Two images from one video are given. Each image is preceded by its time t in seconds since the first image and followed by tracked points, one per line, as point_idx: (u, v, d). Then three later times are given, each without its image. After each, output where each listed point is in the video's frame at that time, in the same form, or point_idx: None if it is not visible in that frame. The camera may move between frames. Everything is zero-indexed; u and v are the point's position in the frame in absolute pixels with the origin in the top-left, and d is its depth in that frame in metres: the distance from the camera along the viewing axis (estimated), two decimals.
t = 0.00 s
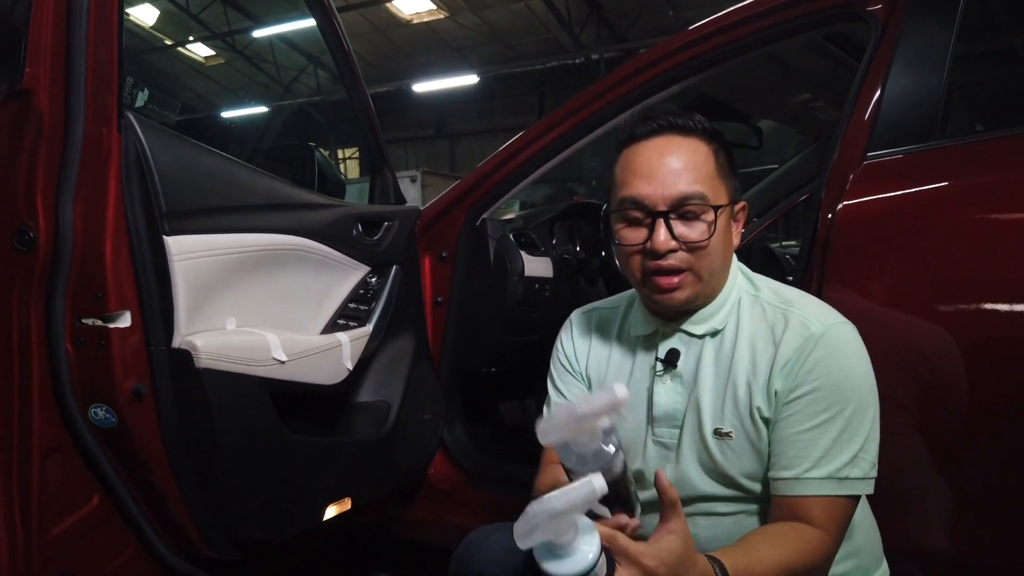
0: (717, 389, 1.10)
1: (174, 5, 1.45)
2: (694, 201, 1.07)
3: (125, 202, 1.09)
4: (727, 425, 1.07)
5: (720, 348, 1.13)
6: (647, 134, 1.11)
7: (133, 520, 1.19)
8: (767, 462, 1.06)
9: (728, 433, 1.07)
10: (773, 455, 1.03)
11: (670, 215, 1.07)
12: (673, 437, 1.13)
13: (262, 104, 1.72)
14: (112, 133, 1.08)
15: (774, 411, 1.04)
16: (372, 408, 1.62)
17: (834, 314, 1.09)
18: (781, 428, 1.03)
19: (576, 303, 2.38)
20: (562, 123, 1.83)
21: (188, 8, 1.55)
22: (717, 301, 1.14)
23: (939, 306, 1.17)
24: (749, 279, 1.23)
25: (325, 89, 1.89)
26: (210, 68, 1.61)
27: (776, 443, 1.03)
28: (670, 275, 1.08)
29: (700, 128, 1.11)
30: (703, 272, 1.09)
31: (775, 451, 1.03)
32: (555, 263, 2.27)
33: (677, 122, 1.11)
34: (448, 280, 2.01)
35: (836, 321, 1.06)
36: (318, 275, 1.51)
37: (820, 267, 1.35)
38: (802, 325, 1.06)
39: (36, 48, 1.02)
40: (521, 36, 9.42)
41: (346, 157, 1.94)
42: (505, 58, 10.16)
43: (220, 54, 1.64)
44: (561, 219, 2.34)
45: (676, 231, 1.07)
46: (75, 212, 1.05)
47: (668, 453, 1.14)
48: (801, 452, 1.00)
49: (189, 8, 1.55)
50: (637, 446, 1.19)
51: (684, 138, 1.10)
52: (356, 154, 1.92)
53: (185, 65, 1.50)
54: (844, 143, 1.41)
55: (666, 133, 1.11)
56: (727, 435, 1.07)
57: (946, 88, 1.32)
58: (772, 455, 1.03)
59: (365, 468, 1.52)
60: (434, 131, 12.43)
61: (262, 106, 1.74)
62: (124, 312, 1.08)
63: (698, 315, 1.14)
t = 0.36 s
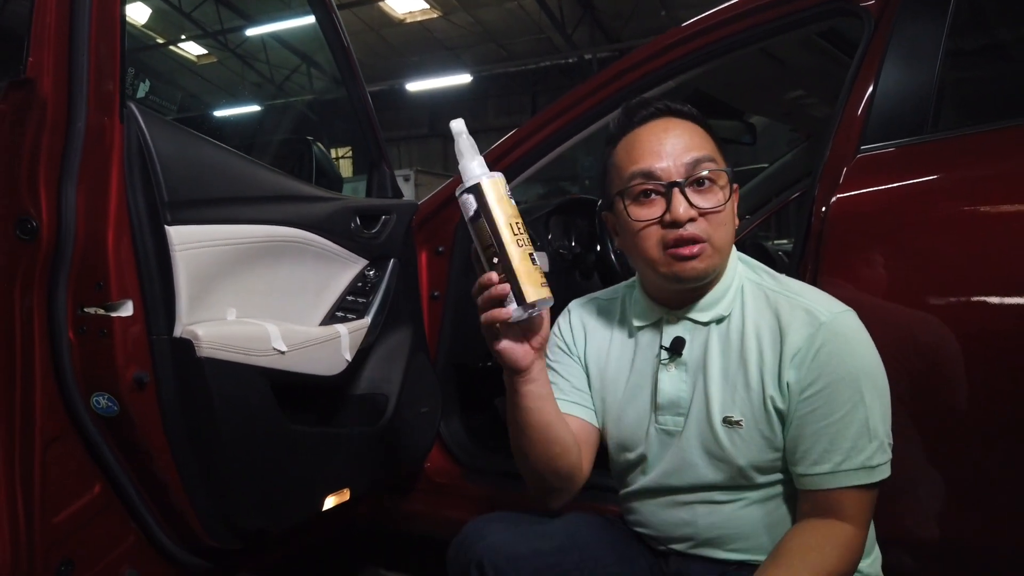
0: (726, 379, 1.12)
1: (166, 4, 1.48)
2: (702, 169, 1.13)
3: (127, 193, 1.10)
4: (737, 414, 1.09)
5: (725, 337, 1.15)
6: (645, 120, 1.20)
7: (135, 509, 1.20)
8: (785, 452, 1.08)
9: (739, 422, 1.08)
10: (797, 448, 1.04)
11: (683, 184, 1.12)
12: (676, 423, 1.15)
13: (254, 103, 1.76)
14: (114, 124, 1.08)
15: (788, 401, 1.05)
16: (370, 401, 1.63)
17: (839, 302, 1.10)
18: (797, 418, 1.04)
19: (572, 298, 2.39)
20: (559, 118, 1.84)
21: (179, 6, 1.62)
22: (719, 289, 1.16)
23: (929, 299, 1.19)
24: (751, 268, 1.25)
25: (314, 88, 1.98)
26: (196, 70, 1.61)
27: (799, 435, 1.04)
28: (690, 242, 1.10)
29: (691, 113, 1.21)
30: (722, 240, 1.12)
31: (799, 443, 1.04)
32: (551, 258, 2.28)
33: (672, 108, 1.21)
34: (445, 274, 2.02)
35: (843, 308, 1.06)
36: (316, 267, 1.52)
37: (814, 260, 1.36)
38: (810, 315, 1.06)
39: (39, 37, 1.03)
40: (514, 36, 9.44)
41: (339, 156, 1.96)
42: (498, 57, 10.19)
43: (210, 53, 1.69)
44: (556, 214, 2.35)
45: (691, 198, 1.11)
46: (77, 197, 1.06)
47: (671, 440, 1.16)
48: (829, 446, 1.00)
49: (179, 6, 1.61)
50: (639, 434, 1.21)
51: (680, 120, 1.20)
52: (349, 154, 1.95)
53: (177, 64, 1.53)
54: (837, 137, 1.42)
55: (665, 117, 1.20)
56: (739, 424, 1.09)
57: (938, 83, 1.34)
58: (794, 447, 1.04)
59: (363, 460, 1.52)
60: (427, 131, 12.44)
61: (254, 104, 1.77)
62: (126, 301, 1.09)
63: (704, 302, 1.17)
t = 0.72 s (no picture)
0: (725, 366, 1.13)
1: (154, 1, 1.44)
2: (690, 173, 1.13)
3: (127, 182, 1.11)
4: (737, 400, 1.11)
5: (724, 325, 1.17)
6: (635, 122, 1.20)
7: (135, 497, 1.20)
8: (785, 435, 1.09)
9: (739, 407, 1.10)
10: (798, 428, 1.05)
11: (670, 189, 1.13)
12: (679, 415, 1.17)
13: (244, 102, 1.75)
14: (115, 112, 1.09)
15: (786, 384, 1.07)
16: (368, 393, 1.63)
17: (833, 286, 1.11)
18: (796, 400, 1.05)
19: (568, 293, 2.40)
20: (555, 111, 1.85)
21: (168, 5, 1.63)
22: (717, 280, 1.18)
23: (922, 292, 1.21)
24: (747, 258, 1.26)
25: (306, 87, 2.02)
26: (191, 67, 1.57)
27: (799, 415, 1.05)
28: (677, 248, 1.12)
29: (682, 111, 1.20)
30: (709, 242, 1.13)
31: (800, 423, 1.05)
32: (546, 253, 2.28)
33: (661, 107, 1.20)
34: (441, 268, 2.02)
35: (837, 291, 1.08)
36: (315, 259, 1.52)
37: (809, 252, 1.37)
38: (805, 297, 1.08)
39: (41, 26, 1.03)
40: (506, 34, 9.45)
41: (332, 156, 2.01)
42: (490, 56, 10.20)
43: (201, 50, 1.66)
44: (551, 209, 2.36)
45: (678, 204, 1.11)
46: (78, 193, 1.06)
47: (674, 431, 1.18)
48: (827, 424, 1.02)
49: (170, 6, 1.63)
50: (642, 426, 1.23)
51: (668, 119, 1.19)
52: (341, 153, 1.99)
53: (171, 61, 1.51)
54: (832, 130, 1.44)
55: (653, 117, 1.19)
56: (739, 409, 1.10)
57: (932, 76, 1.35)
58: (795, 428, 1.06)
59: (361, 451, 1.53)
60: (419, 129, 12.42)
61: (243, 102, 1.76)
62: (127, 290, 1.10)
63: (700, 293, 1.18)
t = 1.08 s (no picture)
0: (726, 362, 1.14)
1: None
2: (679, 212, 1.08)
3: (132, 172, 1.10)
4: (738, 395, 1.11)
5: (725, 322, 1.17)
6: (624, 149, 1.11)
7: (137, 492, 1.20)
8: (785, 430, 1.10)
9: (740, 402, 1.10)
10: (799, 423, 1.05)
11: (658, 231, 1.09)
12: (679, 412, 1.18)
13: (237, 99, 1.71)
14: (119, 103, 1.08)
15: (788, 379, 1.07)
16: (369, 389, 1.62)
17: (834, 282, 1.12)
18: (798, 395, 1.06)
19: (566, 290, 2.39)
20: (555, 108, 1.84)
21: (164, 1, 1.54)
22: (719, 277, 1.18)
23: (919, 288, 1.21)
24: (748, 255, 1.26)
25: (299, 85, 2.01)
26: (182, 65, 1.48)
27: (801, 410, 1.05)
28: (668, 281, 1.12)
29: (673, 132, 1.11)
30: (699, 269, 1.13)
31: (802, 418, 1.05)
32: (545, 249, 2.28)
33: (649, 132, 1.11)
34: (440, 264, 2.00)
35: (839, 287, 1.09)
36: (316, 255, 1.51)
37: (812, 249, 1.38)
38: (807, 293, 1.08)
39: (46, 15, 1.03)
40: (498, 33, 9.44)
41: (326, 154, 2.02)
42: (482, 55, 10.19)
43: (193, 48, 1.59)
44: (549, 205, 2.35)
45: (666, 245, 1.09)
46: (80, 181, 1.06)
47: (674, 428, 1.18)
48: (830, 419, 1.02)
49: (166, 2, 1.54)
50: (640, 423, 1.23)
51: (656, 144, 1.10)
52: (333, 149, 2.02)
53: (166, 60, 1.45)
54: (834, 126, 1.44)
55: (642, 144, 1.10)
56: (739, 404, 1.10)
57: (933, 72, 1.36)
58: (797, 422, 1.06)
59: (362, 446, 1.51)
60: (412, 128, 12.40)
61: (235, 100, 1.71)
62: (131, 283, 1.09)
63: (703, 292, 1.18)
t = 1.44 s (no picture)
0: (719, 356, 1.12)
1: None
2: (665, 209, 1.06)
3: (133, 161, 1.11)
4: (732, 388, 1.10)
5: (719, 315, 1.15)
6: (609, 146, 1.09)
7: (139, 487, 1.19)
8: (781, 423, 1.09)
9: (734, 396, 1.09)
10: (795, 417, 1.05)
11: (644, 228, 1.07)
12: (673, 405, 1.17)
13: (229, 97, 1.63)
14: (121, 91, 1.09)
15: (782, 373, 1.06)
16: (371, 384, 1.59)
17: (829, 274, 1.10)
18: (793, 389, 1.04)
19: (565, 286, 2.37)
20: (555, 103, 1.82)
21: None
22: (714, 270, 1.16)
23: (919, 283, 1.20)
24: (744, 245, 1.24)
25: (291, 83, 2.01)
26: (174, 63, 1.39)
27: (797, 404, 1.04)
28: (656, 279, 1.10)
29: (659, 128, 1.10)
30: (687, 267, 1.11)
31: (798, 412, 1.04)
32: (544, 244, 2.26)
33: (635, 128, 1.10)
34: (439, 260, 1.97)
35: (834, 279, 1.07)
36: (315, 247, 1.48)
37: (815, 239, 1.36)
38: (801, 286, 1.07)
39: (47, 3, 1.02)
40: (491, 31, 9.41)
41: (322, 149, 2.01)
42: (475, 53, 10.15)
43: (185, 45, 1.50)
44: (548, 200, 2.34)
45: (653, 243, 1.07)
46: (82, 169, 1.05)
47: (669, 422, 1.17)
48: (825, 414, 1.01)
49: None
50: (635, 417, 1.22)
51: (642, 141, 1.08)
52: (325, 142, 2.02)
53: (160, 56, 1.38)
54: (837, 121, 1.43)
55: (627, 141, 1.09)
56: (734, 398, 1.09)
57: (938, 65, 1.35)
58: (793, 416, 1.05)
59: (364, 441, 1.49)
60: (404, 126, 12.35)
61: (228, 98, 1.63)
62: (133, 274, 1.10)
63: (700, 285, 1.16)
